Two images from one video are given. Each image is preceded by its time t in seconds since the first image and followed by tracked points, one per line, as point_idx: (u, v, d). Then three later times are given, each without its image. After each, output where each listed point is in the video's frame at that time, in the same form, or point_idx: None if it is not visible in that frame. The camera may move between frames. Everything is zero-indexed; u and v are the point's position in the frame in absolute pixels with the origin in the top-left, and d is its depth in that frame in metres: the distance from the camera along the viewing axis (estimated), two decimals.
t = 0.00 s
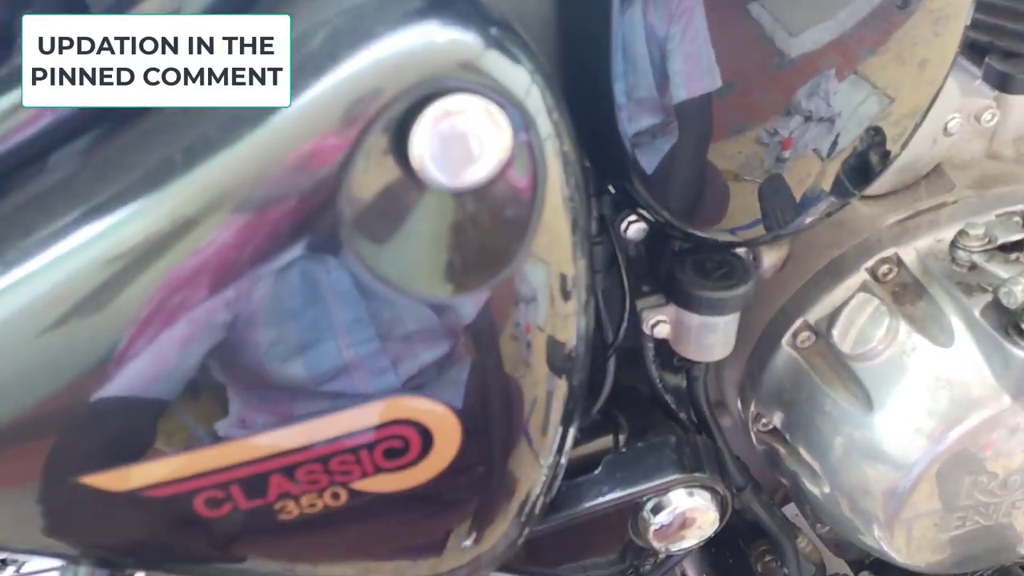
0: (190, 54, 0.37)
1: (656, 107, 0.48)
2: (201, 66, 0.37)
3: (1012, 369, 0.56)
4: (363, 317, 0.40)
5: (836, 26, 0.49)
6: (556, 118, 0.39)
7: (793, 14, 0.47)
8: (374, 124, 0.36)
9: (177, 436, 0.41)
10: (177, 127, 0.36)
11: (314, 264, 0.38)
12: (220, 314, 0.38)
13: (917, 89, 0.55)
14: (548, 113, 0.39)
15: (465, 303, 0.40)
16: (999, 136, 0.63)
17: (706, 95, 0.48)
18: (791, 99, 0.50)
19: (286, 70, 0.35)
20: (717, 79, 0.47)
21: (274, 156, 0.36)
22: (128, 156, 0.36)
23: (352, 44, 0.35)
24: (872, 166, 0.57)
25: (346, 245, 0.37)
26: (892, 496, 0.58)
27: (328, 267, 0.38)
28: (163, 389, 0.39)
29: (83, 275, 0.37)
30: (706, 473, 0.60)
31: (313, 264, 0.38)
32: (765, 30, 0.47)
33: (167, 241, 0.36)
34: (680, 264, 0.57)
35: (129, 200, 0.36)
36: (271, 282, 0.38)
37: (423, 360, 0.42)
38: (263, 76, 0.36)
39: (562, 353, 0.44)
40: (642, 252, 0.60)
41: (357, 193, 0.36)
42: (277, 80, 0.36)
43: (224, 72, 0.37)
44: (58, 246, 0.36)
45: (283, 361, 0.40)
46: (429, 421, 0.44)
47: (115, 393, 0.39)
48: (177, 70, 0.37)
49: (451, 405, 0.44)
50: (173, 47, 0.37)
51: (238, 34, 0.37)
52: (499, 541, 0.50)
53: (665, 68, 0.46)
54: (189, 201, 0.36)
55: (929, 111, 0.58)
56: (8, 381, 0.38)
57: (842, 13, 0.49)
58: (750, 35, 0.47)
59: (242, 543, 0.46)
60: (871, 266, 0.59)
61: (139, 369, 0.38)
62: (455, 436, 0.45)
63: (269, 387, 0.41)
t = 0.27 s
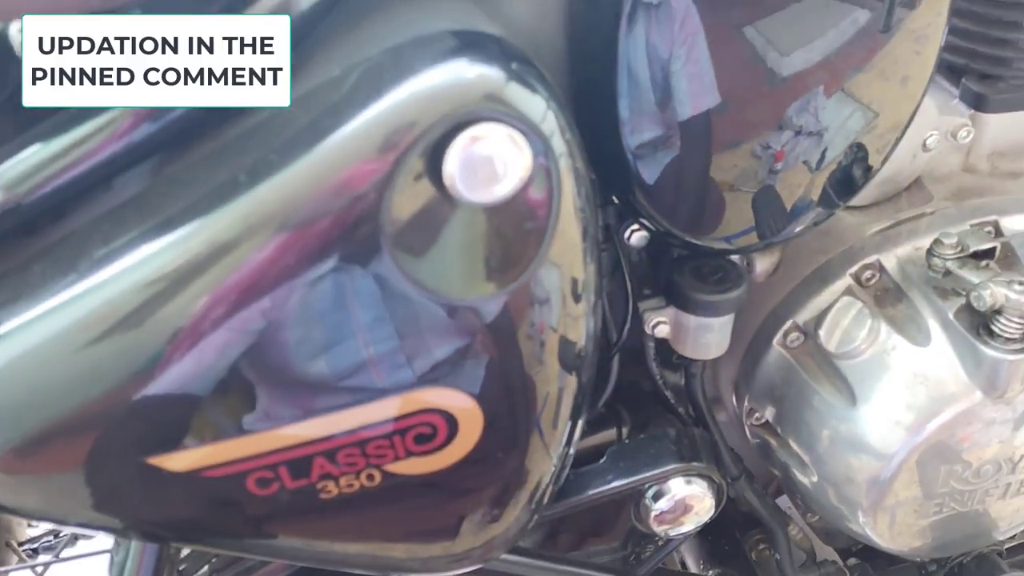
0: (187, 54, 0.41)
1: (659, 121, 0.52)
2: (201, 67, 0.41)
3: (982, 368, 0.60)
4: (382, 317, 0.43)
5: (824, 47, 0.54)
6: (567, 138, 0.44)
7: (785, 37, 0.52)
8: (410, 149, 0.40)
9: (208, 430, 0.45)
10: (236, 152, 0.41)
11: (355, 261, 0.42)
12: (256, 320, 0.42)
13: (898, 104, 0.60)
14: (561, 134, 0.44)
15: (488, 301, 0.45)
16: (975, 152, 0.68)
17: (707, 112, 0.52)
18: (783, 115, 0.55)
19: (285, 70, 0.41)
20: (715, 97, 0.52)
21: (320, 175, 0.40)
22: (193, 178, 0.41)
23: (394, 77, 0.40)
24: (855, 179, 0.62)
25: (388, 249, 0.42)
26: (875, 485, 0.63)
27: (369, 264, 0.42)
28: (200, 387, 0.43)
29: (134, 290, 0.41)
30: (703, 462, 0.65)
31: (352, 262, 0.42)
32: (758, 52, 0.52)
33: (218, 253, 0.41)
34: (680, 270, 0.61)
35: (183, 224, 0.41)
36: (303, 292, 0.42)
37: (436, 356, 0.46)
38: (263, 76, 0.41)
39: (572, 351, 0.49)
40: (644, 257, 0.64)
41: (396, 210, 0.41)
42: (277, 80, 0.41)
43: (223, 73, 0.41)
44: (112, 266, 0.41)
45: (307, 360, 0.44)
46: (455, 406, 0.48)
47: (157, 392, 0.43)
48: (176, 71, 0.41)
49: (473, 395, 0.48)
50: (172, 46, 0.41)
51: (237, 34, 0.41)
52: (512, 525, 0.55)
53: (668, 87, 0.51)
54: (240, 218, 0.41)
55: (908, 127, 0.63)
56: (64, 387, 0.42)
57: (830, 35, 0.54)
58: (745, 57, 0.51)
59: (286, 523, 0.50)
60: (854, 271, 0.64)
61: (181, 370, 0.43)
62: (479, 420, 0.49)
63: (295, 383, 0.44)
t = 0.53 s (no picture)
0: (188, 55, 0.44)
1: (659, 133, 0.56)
2: (201, 67, 0.45)
3: (962, 370, 0.64)
4: (399, 318, 0.47)
5: (816, 65, 0.58)
6: (576, 156, 0.48)
7: (779, 56, 0.56)
8: (436, 169, 0.44)
9: (233, 425, 0.49)
10: (275, 172, 0.45)
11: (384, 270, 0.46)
12: (285, 327, 0.46)
13: (886, 117, 0.64)
14: (571, 152, 0.48)
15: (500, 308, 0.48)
16: (957, 165, 0.72)
17: (701, 122, 0.57)
18: (776, 130, 0.59)
19: (285, 70, 0.45)
20: (711, 110, 0.56)
21: (350, 194, 0.44)
22: (235, 196, 0.45)
23: (420, 105, 0.44)
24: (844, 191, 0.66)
25: (413, 260, 0.46)
26: (862, 478, 0.67)
27: (396, 271, 0.46)
28: (231, 384, 0.47)
29: (173, 299, 0.45)
30: (700, 457, 0.69)
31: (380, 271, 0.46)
32: (754, 70, 0.56)
33: (253, 265, 0.45)
34: (680, 277, 0.66)
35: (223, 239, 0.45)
36: (330, 299, 0.46)
37: (448, 355, 0.50)
38: (264, 76, 0.45)
39: (580, 352, 0.53)
40: (645, 264, 0.68)
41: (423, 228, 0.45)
42: (277, 81, 0.45)
43: (223, 73, 0.45)
44: (154, 278, 0.45)
45: (328, 359, 0.48)
46: (470, 402, 0.52)
47: (192, 389, 0.47)
48: (175, 71, 0.45)
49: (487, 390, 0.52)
50: (171, 47, 0.44)
51: (238, 36, 0.45)
52: (519, 517, 0.59)
53: (666, 100, 0.55)
54: (280, 232, 0.45)
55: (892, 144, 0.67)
56: (111, 387, 0.46)
57: (822, 53, 0.58)
58: (743, 76, 0.56)
59: (314, 510, 0.54)
60: (843, 278, 0.69)
61: (214, 369, 0.47)
62: (494, 414, 0.53)
63: (313, 380, 0.49)
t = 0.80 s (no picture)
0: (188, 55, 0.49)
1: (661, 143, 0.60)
2: (200, 67, 0.49)
3: (947, 371, 0.67)
4: (415, 320, 0.51)
5: (813, 79, 0.61)
6: (586, 170, 0.52)
7: (776, 71, 0.59)
8: (459, 184, 0.48)
9: (255, 421, 0.53)
10: (309, 186, 0.49)
11: (409, 276, 0.49)
12: (309, 331, 0.50)
13: (879, 128, 0.67)
14: (581, 165, 0.51)
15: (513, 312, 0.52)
16: (946, 177, 0.75)
17: (704, 133, 0.60)
18: (774, 141, 0.62)
19: (284, 70, 0.49)
20: (712, 122, 0.60)
21: (379, 207, 0.48)
22: (273, 206, 0.49)
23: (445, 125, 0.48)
24: (837, 201, 0.69)
25: (436, 267, 0.49)
26: (852, 474, 0.71)
27: (420, 278, 0.49)
28: (256, 383, 0.51)
29: (208, 305, 0.48)
30: (699, 453, 0.73)
31: (404, 278, 0.49)
32: (752, 84, 0.59)
33: (286, 272, 0.48)
34: (681, 282, 0.69)
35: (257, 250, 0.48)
36: (351, 306, 0.50)
37: (460, 354, 0.53)
38: (264, 75, 0.49)
39: (588, 352, 0.57)
40: (649, 270, 0.72)
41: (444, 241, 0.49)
42: (277, 80, 0.49)
43: (222, 73, 0.50)
44: (191, 285, 0.49)
45: (345, 358, 0.51)
46: (485, 399, 0.56)
47: (220, 389, 0.51)
48: (176, 71, 0.49)
49: (502, 387, 0.56)
50: (170, 47, 0.49)
51: (235, 36, 0.49)
52: (527, 509, 0.63)
53: (669, 112, 0.58)
54: (312, 243, 0.48)
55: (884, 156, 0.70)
56: (150, 386, 0.50)
57: (819, 67, 0.61)
58: (742, 90, 0.59)
59: (339, 499, 0.58)
60: (836, 284, 0.72)
61: (242, 369, 0.50)
62: (509, 408, 0.57)
63: (330, 378, 0.52)
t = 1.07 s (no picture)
0: (188, 55, 0.53)
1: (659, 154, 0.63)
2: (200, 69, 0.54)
3: (930, 377, 0.70)
4: (423, 325, 0.54)
5: (806, 93, 0.64)
6: (590, 185, 0.55)
7: (770, 86, 0.62)
8: (472, 201, 0.51)
9: (270, 421, 0.56)
10: (331, 200, 0.53)
11: (422, 285, 0.53)
12: (324, 338, 0.53)
13: (871, 140, 0.69)
14: (586, 180, 0.54)
15: (518, 319, 0.55)
16: (933, 191, 0.79)
17: (701, 147, 0.63)
18: (768, 153, 0.65)
19: (282, 70, 0.54)
20: (710, 137, 0.63)
21: (397, 220, 0.51)
22: (298, 219, 0.53)
23: (458, 144, 0.52)
24: (828, 213, 0.72)
25: (450, 276, 0.52)
26: (840, 474, 0.74)
27: (432, 287, 0.53)
28: (273, 387, 0.54)
29: (233, 312, 0.52)
30: (695, 453, 0.77)
31: (417, 287, 0.53)
32: (748, 99, 0.63)
33: (307, 282, 0.52)
34: (679, 290, 0.73)
35: (271, 265, 0.52)
36: (365, 315, 0.53)
37: (465, 356, 0.56)
38: (264, 75, 0.54)
39: (591, 357, 0.60)
40: (648, 276, 0.75)
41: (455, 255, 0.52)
42: (277, 79, 0.54)
43: (222, 73, 0.54)
44: (216, 294, 0.52)
45: (356, 362, 0.54)
46: (491, 399, 0.59)
47: (238, 392, 0.54)
48: (176, 72, 0.54)
49: (509, 389, 0.59)
50: (169, 47, 0.53)
51: (234, 38, 0.53)
52: (530, 505, 0.66)
53: (668, 127, 0.62)
54: (329, 255, 0.52)
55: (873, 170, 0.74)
56: (177, 387, 0.53)
57: (811, 82, 0.64)
58: (737, 104, 0.62)
59: (354, 494, 0.61)
60: (825, 292, 0.76)
61: (260, 373, 0.53)
62: (515, 405, 0.60)
63: (340, 381, 0.55)
